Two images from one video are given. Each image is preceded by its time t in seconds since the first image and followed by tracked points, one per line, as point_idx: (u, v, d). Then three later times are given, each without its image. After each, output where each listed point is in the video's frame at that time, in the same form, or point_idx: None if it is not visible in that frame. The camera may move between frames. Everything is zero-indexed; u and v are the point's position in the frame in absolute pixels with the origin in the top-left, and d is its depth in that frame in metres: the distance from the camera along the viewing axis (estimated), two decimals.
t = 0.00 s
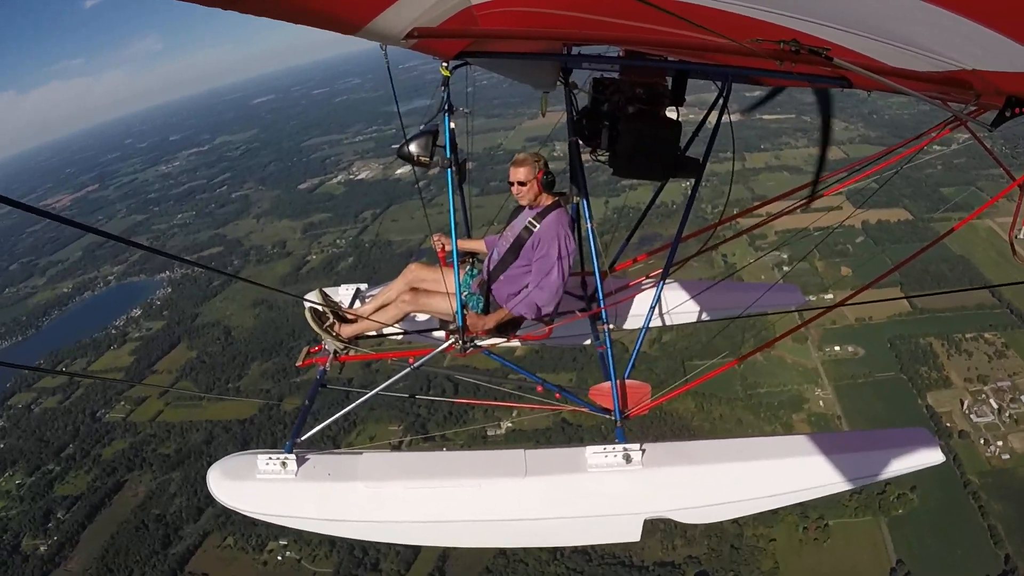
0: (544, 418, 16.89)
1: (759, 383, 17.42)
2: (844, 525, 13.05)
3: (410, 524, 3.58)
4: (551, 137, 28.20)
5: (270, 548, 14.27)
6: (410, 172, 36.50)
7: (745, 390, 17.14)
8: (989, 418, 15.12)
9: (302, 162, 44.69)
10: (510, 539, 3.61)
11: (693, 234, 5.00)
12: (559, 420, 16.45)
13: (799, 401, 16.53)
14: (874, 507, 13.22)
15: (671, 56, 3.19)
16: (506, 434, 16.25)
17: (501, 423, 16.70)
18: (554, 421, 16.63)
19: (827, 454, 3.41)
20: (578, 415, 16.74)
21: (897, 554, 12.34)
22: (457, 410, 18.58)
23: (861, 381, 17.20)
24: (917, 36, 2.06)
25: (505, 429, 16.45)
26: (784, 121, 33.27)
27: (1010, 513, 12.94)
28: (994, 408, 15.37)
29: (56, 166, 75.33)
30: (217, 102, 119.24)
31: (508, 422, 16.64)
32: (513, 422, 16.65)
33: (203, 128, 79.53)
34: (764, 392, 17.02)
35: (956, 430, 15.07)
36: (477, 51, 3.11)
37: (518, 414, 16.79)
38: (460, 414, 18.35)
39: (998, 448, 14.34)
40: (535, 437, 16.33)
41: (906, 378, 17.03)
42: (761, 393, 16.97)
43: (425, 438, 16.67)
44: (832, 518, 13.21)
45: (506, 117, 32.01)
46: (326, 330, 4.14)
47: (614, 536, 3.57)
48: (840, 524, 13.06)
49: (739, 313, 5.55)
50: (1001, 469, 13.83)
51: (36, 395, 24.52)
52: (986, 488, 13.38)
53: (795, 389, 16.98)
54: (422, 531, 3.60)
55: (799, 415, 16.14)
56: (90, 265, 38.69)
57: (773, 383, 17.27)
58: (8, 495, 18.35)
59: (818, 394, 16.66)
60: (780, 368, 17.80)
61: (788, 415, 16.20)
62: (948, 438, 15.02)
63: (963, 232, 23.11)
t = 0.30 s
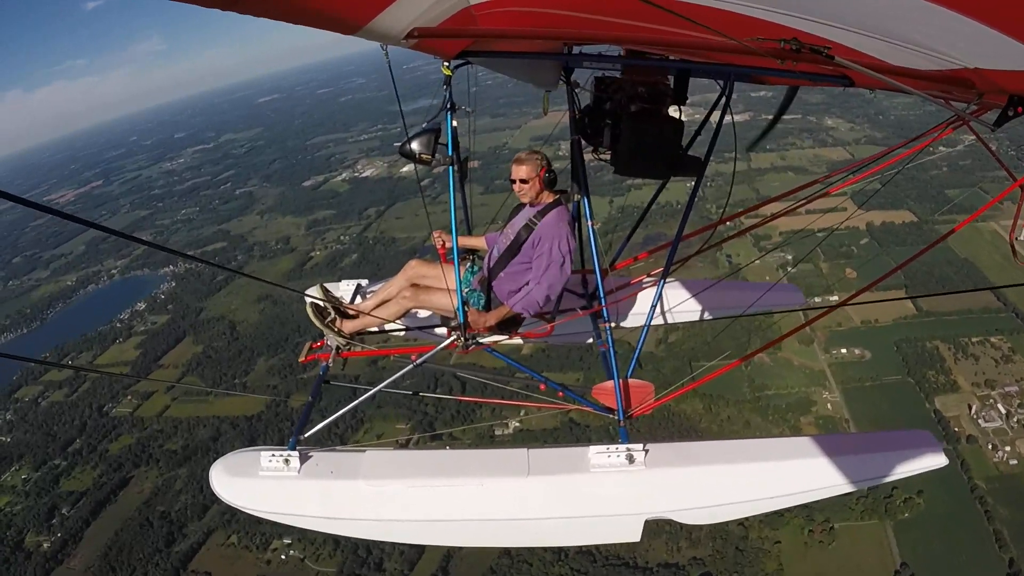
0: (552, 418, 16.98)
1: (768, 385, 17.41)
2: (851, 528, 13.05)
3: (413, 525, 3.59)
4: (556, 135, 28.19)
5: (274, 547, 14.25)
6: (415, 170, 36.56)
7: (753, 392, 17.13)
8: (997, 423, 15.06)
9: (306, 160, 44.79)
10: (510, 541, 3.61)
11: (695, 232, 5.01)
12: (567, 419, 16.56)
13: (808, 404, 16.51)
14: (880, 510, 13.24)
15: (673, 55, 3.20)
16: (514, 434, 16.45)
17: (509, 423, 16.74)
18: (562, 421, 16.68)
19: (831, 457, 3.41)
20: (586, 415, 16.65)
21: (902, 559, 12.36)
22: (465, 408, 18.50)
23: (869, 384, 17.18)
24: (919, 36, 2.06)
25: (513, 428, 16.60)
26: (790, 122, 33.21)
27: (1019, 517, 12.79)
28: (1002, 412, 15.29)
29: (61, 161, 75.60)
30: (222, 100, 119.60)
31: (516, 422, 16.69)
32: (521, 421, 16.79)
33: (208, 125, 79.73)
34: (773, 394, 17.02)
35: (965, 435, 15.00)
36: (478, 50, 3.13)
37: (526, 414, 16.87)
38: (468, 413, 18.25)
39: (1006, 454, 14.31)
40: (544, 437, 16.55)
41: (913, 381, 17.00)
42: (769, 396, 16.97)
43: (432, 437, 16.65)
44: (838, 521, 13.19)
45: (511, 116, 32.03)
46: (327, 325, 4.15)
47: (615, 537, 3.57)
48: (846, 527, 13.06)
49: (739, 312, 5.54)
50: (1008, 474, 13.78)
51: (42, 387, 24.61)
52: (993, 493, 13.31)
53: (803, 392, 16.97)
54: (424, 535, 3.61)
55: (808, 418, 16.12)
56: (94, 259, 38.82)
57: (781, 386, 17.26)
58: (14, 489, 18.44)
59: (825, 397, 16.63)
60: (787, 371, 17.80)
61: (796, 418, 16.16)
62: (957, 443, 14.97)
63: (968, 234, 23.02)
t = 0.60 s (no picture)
0: (554, 419, 16.98)
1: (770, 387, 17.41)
2: (857, 529, 13.05)
3: (414, 524, 3.58)
4: (560, 136, 28.15)
5: (280, 546, 14.23)
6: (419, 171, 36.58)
7: (755, 394, 17.14)
8: (1000, 424, 15.11)
9: (310, 162, 44.85)
10: (510, 539, 3.60)
11: (695, 235, 5.00)
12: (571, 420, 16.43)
13: (810, 405, 16.52)
14: (887, 511, 13.18)
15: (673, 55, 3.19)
16: (518, 432, 16.65)
17: (511, 423, 16.78)
18: (566, 420, 16.57)
19: (832, 456, 3.40)
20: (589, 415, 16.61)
21: (909, 560, 12.24)
22: (467, 409, 18.40)
23: (872, 386, 17.15)
24: (918, 36, 2.05)
25: (516, 427, 16.74)
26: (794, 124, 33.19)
27: None
28: (1006, 414, 15.33)
29: (66, 160, 75.95)
30: (227, 101, 120.00)
31: (518, 421, 16.76)
32: (523, 420, 16.83)
33: (212, 125, 79.88)
34: (775, 395, 17.02)
35: (968, 436, 14.96)
36: (478, 51, 3.12)
37: (529, 415, 16.87)
38: (469, 413, 18.18)
39: (1011, 455, 14.28)
40: (547, 436, 16.60)
41: (915, 383, 16.98)
42: (771, 397, 16.97)
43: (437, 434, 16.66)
44: (844, 522, 13.19)
45: (515, 116, 32.04)
46: (326, 326, 4.15)
47: (614, 536, 3.56)
48: (852, 527, 13.05)
49: (736, 315, 5.53)
50: (1012, 475, 13.74)
51: (43, 386, 24.79)
52: (999, 494, 13.30)
53: (805, 393, 16.98)
54: (424, 533, 3.61)
55: (810, 418, 16.07)
56: (97, 259, 38.92)
57: (783, 387, 17.26)
58: (18, 488, 18.40)
59: (828, 398, 16.62)
60: (789, 372, 17.80)
61: (799, 418, 16.12)
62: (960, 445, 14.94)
63: (972, 236, 22.97)
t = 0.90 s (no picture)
0: (559, 417, 16.89)
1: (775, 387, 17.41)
2: (864, 531, 13.04)
3: (412, 525, 3.58)
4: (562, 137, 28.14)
5: (285, 544, 14.24)
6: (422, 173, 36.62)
7: (759, 394, 17.12)
8: (1004, 427, 14.99)
9: (313, 164, 44.96)
10: (508, 540, 3.59)
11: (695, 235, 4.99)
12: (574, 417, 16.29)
13: (813, 406, 16.48)
14: (892, 515, 13.17)
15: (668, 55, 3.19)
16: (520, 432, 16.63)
17: (514, 421, 16.84)
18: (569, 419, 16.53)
19: (834, 457, 3.40)
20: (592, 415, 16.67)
21: (914, 563, 12.22)
22: (470, 407, 18.27)
23: (875, 387, 17.11)
24: (911, 35, 2.05)
25: (519, 427, 16.75)
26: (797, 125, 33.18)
27: None
28: (1009, 416, 15.23)
29: (69, 161, 76.28)
30: (229, 104, 120.50)
31: (522, 421, 16.81)
32: (527, 419, 16.92)
33: (215, 127, 80.16)
34: (779, 396, 17.00)
35: (972, 439, 14.90)
36: (472, 50, 3.12)
37: (532, 414, 16.91)
38: (472, 412, 18.11)
39: (1014, 457, 14.20)
40: (551, 434, 16.54)
41: (919, 384, 16.94)
42: (775, 397, 16.94)
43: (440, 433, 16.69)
44: (850, 524, 13.16)
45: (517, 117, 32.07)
46: (326, 325, 4.13)
47: (613, 537, 3.55)
48: (859, 530, 13.04)
49: (736, 314, 5.51)
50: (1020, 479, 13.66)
51: (46, 382, 24.79)
52: (1004, 498, 13.22)
53: (809, 394, 16.97)
54: (423, 533, 3.60)
55: (813, 420, 16.02)
56: (100, 260, 39.04)
57: (789, 388, 17.25)
58: (22, 484, 18.49)
59: (832, 399, 16.61)
60: (793, 373, 17.80)
61: (802, 420, 16.10)
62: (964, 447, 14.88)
63: (977, 238, 22.93)
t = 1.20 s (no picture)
0: (564, 419, 16.93)
1: (781, 390, 17.39)
2: (865, 534, 12.98)
3: (412, 525, 3.58)
4: (565, 137, 28.14)
5: (287, 542, 14.23)
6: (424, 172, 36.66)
7: (765, 397, 17.09)
8: (1010, 431, 14.93)
9: (316, 163, 45.06)
10: (509, 540, 3.59)
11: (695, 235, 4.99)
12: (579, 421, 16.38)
13: (819, 410, 16.46)
14: (895, 517, 13.05)
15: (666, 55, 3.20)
16: (526, 433, 16.48)
17: (520, 423, 16.75)
18: (575, 421, 16.62)
19: (833, 457, 3.39)
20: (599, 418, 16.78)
21: (918, 565, 12.18)
22: (475, 409, 18.22)
23: (882, 391, 17.07)
24: (909, 34, 2.05)
25: (525, 428, 16.61)
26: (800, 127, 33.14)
27: None
28: (1015, 421, 15.21)
29: (73, 161, 76.63)
30: (231, 103, 120.81)
31: (527, 422, 16.77)
32: (533, 421, 16.76)
33: (218, 127, 80.39)
34: (785, 400, 16.97)
35: (976, 443, 14.81)
36: (470, 51, 3.13)
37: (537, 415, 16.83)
38: (478, 413, 18.02)
39: (1018, 462, 14.10)
40: (556, 436, 16.54)
41: (926, 389, 16.85)
42: (781, 401, 16.92)
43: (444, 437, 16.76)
44: (853, 526, 13.11)
45: (520, 118, 32.08)
46: (329, 325, 4.15)
47: (612, 537, 3.55)
48: (860, 533, 12.98)
49: (739, 317, 5.51)
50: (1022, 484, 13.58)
51: (51, 381, 24.88)
52: (1008, 503, 13.14)
53: (815, 397, 16.97)
54: (424, 532, 3.61)
55: (819, 423, 15.98)
56: (104, 260, 39.18)
57: (795, 391, 17.23)
58: (24, 481, 18.60)
59: (838, 402, 16.60)
60: (799, 377, 17.78)
61: (808, 423, 16.06)
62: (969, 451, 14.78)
63: (981, 239, 22.83)
